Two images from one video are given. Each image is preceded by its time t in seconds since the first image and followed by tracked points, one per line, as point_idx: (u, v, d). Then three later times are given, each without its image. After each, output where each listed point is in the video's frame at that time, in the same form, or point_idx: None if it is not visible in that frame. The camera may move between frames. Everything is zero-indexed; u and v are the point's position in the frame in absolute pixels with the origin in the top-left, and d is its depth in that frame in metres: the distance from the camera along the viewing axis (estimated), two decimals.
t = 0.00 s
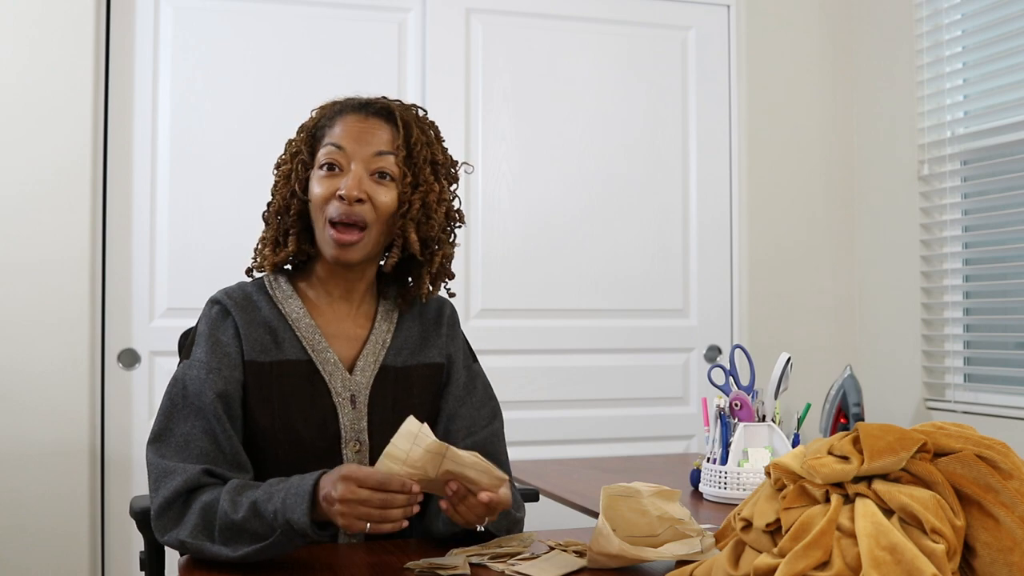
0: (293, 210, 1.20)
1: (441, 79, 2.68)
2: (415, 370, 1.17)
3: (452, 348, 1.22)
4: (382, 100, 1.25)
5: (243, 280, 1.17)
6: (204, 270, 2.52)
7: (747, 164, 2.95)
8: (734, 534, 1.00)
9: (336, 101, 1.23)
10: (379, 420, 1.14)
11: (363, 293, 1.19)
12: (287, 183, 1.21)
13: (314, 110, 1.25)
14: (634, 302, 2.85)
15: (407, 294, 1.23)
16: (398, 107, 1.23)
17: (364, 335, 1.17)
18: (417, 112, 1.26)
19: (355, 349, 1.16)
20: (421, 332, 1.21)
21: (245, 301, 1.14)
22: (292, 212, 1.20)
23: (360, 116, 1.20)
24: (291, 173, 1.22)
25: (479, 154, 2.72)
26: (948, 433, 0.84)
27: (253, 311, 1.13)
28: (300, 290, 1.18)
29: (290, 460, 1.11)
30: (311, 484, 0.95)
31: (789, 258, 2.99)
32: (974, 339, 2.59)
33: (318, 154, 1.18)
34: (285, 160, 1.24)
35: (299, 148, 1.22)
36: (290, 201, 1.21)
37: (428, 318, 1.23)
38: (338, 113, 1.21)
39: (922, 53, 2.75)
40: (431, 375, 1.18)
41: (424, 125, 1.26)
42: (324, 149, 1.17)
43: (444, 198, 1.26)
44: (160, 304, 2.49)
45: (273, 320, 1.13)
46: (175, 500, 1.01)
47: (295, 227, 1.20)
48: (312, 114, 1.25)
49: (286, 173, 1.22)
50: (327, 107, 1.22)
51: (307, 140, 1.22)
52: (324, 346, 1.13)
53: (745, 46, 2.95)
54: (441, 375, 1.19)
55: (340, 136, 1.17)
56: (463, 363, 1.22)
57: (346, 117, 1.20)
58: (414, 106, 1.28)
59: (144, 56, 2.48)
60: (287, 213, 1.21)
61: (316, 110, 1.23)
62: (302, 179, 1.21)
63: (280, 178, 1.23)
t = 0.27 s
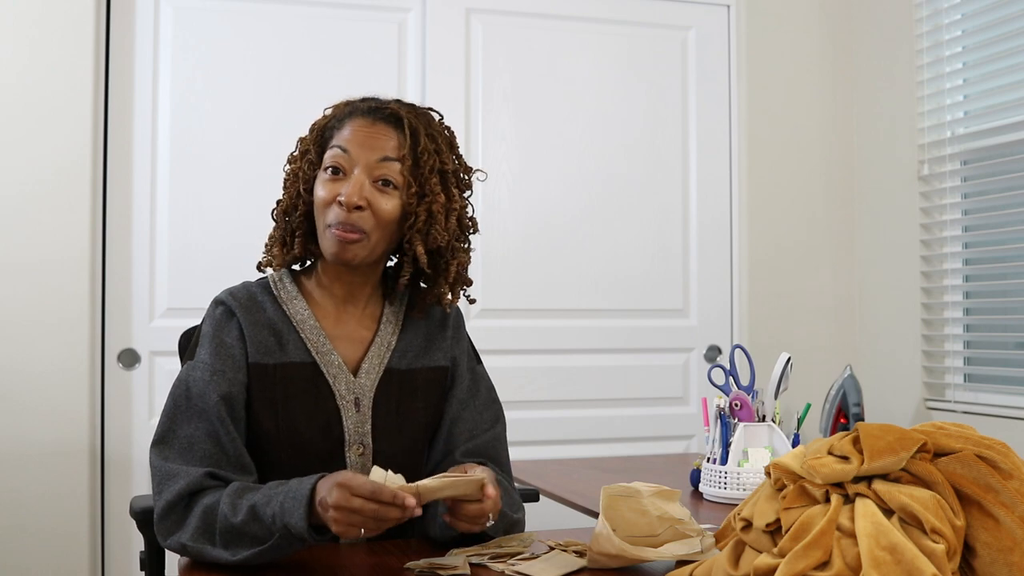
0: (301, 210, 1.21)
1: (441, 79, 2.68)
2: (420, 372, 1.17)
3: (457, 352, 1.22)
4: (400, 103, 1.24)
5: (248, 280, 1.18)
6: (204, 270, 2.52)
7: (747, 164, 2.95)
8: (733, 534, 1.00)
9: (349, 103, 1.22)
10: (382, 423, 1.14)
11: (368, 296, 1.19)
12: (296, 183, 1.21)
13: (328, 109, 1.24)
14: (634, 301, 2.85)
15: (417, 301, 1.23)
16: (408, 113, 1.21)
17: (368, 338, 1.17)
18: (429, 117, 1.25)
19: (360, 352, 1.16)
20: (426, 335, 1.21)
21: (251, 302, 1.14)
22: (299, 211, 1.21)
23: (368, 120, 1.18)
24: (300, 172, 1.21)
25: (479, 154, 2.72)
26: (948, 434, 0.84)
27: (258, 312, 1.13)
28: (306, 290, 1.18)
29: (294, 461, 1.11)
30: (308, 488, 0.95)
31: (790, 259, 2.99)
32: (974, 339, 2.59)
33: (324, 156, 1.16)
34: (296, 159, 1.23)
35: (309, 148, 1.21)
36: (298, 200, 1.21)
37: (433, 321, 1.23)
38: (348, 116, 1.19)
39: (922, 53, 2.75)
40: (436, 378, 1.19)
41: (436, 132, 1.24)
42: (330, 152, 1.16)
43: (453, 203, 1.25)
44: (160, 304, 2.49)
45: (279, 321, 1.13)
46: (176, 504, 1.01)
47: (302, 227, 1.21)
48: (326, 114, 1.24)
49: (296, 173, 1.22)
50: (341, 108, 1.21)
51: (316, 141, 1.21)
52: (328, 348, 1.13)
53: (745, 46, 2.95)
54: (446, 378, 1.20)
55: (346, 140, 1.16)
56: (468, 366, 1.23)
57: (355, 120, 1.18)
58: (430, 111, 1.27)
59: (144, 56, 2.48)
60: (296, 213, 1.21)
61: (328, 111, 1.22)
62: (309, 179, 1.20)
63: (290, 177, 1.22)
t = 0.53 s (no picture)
0: (302, 212, 1.20)
1: (441, 79, 2.68)
2: (420, 373, 1.18)
3: (457, 353, 1.22)
4: (402, 105, 1.23)
5: (248, 280, 1.18)
6: (204, 270, 2.52)
7: (747, 165, 2.95)
8: (734, 534, 1.00)
9: (353, 105, 1.21)
10: (382, 424, 1.14)
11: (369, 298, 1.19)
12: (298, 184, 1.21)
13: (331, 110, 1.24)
14: (634, 302, 2.85)
15: (417, 302, 1.22)
16: (412, 117, 1.21)
17: (368, 340, 1.17)
18: (432, 119, 1.24)
19: (360, 353, 1.16)
20: (425, 334, 1.21)
21: (251, 303, 1.14)
22: (301, 214, 1.20)
23: (371, 123, 1.18)
24: (302, 174, 1.21)
25: (479, 154, 2.72)
26: (948, 434, 0.84)
27: (258, 313, 1.13)
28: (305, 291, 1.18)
29: (294, 462, 1.11)
30: (306, 485, 0.96)
31: (790, 259, 2.99)
32: (974, 339, 2.59)
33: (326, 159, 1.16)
34: (298, 160, 1.23)
35: (311, 150, 1.21)
36: (298, 202, 1.21)
37: (433, 322, 1.23)
38: (351, 119, 1.19)
39: (922, 53, 2.75)
40: (435, 379, 1.19)
41: (439, 134, 1.24)
42: (332, 155, 1.15)
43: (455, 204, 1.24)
44: (160, 304, 2.49)
45: (279, 323, 1.13)
46: (177, 505, 1.02)
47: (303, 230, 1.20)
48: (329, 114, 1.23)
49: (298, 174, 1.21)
50: (342, 110, 1.22)
51: (319, 143, 1.21)
52: (329, 350, 1.13)
53: (745, 46, 2.95)
54: (446, 379, 1.20)
55: (349, 144, 1.16)
56: (468, 367, 1.23)
57: (358, 123, 1.18)
58: (433, 112, 1.26)
59: (144, 57, 2.48)
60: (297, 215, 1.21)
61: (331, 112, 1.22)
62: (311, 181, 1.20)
63: (292, 178, 1.22)
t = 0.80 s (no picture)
0: (297, 212, 1.20)
1: (441, 79, 2.68)
2: (417, 372, 1.18)
3: (455, 352, 1.22)
4: (396, 105, 1.23)
5: (243, 281, 1.17)
6: (204, 270, 2.52)
7: (747, 165, 2.95)
8: (734, 534, 1.00)
9: (350, 106, 1.21)
10: (380, 423, 1.15)
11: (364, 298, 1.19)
12: (293, 183, 1.21)
13: (327, 109, 1.23)
14: (634, 302, 2.85)
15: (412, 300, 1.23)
16: (410, 118, 1.21)
17: (365, 339, 1.17)
18: (430, 121, 1.25)
19: (357, 352, 1.16)
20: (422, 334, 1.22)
21: (248, 304, 1.14)
22: (296, 213, 1.20)
23: (371, 124, 1.18)
24: (298, 173, 1.21)
25: (479, 154, 2.72)
26: (948, 434, 0.84)
27: (255, 314, 1.13)
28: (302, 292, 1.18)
29: (292, 462, 1.12)
30: (294, 479, 0.96)
31: (790, 259, 2.98)
32: (974, 339, 2.59)
33: (324, 159, 1.15)
34: (293, 158, 1.23)
35: (308, 149, 1.20)
36: (295, 202, 1.21)
37: (430, 321, 1.23)
38: (349, 119, 1.19)
39: (922, 53, 2.75)
40: (433, 378, 1.19)
41: (436, 135, 1.24)
42: (331, 155, 1.15)
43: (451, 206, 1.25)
44: (160, 304, 2.49)
45: (276, 324, 1.13)
46: (172, 505, 1.02)
47: (297, 228, 1.21)
48: (326, 113, 1.23)
49: (294, 173, 1.21)
50: (340, 110, 1.21)
51: (315, 141, 1.20)
52: (326, 350, 1.13)
53: (745, 46, 2.95)
54: (443, 378, 1.20)
55: (348, 144, 1.15)
56: (466, 366, 1.23)
57: (357, 124, 1.18)
58: (427, 112, 1.26)
59: (144, 57, 2.48)
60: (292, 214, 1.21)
61: (329, 111, 1.22)
62: (307, 181, 1.20)
63: (287, 177, 1.22)
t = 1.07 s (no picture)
0: (307, 219, 1.18)
1: (440, 79, 2.68)
2: (412, 369, 1.22)
3: (448, 348, 1.26)
4: (398, 107, 1.22)
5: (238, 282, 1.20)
6: (203, 270, 2.52)
7: (746, 165, 2.95)
8: (733, 534, 1.00)
9: (363, 111, 1.20)
10: (375, 419, 1.18)
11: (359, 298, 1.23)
12: (303, 189, 1.17)
13: (334, 109, 1.21)
14: (634, 302, 2.85)
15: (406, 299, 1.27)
16: (423, 126, 1.22)
17: (360, 337, 1.21)
18: (431, 124, 1.26)
19: (352, 351, 1.20)
20: (417, 331, 1.25)
21: (242, 305, 1.16)
22: (307, 221, 1.18)
23: (388, 135, 1.18)
24: (307, 179, 1.17)
25: (479, 154, 2.72)
26: (948, 434, 0.84)
27: (249, 315, 1.16)
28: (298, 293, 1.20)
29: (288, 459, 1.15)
30: (268, 481, 0.96)
31: (790, 259, 2.98)
32: (974, 339, 2.59)
33: (344, 169, 1.15)
34: (298, 159, 1.19)
35: (318, 154, 1.18)
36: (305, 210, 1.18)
37: (424, 318, 1.27)
38: (364, 127, 1.18)
39: (922, 53, 2.75)
40: (428, 374, 1.23)
41: (441, 141, 1.26)
42: (351, 167, 1.15)
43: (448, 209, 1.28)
44: (160, 304, 2.49)
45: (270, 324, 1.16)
46: (161, 505, 1.03)
47: (307, 236, 1.19)
48: (333, 114, 1.20)
49: (303, 178, 1.17)
50: (352, 115, 1.19)
51: (328, 147, 1.18)
52: (321, 348, 1.16)
53: (744, 46, 2.95)
54: (438, 374, 1.24)
55: (369, 156, 1.16)
56: (461, 362, 1.28)
57: (374, 134, 1.17)
58: (422, 112, 1.26)
59: (144, 57, 2.48)
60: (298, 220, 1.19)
61: (338, 114, 1.19)
62: (318, 188, 1.17)
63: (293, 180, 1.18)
